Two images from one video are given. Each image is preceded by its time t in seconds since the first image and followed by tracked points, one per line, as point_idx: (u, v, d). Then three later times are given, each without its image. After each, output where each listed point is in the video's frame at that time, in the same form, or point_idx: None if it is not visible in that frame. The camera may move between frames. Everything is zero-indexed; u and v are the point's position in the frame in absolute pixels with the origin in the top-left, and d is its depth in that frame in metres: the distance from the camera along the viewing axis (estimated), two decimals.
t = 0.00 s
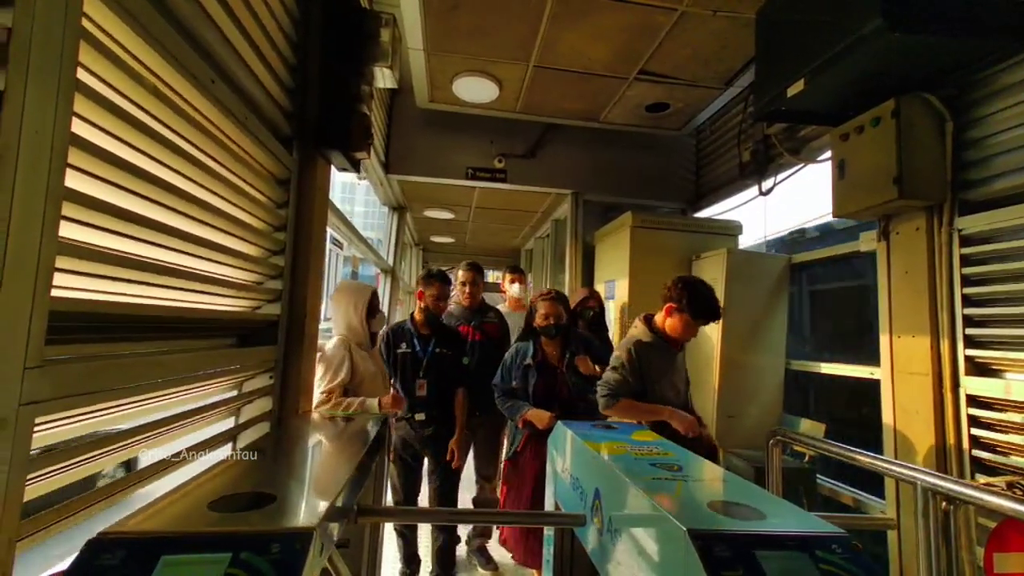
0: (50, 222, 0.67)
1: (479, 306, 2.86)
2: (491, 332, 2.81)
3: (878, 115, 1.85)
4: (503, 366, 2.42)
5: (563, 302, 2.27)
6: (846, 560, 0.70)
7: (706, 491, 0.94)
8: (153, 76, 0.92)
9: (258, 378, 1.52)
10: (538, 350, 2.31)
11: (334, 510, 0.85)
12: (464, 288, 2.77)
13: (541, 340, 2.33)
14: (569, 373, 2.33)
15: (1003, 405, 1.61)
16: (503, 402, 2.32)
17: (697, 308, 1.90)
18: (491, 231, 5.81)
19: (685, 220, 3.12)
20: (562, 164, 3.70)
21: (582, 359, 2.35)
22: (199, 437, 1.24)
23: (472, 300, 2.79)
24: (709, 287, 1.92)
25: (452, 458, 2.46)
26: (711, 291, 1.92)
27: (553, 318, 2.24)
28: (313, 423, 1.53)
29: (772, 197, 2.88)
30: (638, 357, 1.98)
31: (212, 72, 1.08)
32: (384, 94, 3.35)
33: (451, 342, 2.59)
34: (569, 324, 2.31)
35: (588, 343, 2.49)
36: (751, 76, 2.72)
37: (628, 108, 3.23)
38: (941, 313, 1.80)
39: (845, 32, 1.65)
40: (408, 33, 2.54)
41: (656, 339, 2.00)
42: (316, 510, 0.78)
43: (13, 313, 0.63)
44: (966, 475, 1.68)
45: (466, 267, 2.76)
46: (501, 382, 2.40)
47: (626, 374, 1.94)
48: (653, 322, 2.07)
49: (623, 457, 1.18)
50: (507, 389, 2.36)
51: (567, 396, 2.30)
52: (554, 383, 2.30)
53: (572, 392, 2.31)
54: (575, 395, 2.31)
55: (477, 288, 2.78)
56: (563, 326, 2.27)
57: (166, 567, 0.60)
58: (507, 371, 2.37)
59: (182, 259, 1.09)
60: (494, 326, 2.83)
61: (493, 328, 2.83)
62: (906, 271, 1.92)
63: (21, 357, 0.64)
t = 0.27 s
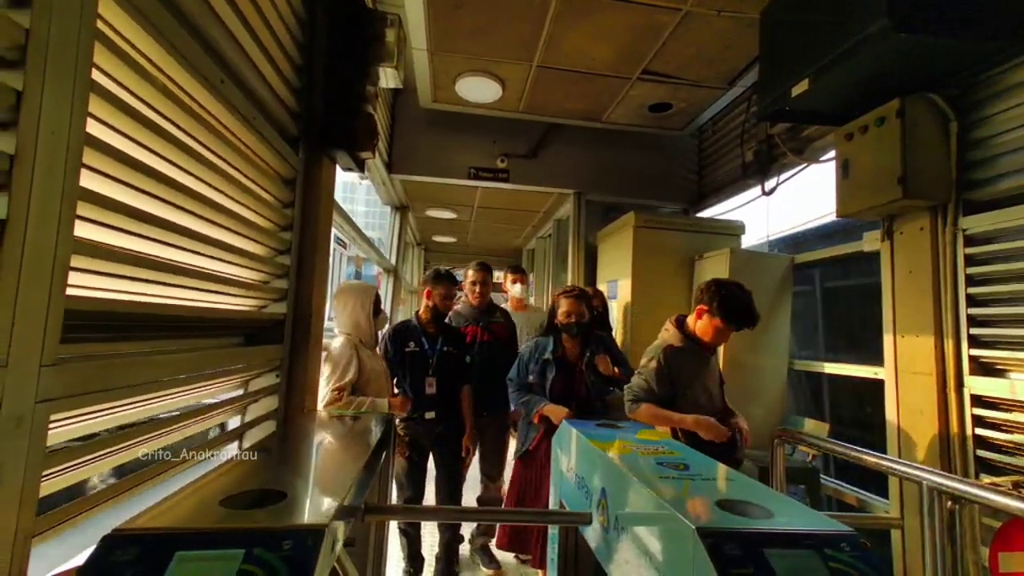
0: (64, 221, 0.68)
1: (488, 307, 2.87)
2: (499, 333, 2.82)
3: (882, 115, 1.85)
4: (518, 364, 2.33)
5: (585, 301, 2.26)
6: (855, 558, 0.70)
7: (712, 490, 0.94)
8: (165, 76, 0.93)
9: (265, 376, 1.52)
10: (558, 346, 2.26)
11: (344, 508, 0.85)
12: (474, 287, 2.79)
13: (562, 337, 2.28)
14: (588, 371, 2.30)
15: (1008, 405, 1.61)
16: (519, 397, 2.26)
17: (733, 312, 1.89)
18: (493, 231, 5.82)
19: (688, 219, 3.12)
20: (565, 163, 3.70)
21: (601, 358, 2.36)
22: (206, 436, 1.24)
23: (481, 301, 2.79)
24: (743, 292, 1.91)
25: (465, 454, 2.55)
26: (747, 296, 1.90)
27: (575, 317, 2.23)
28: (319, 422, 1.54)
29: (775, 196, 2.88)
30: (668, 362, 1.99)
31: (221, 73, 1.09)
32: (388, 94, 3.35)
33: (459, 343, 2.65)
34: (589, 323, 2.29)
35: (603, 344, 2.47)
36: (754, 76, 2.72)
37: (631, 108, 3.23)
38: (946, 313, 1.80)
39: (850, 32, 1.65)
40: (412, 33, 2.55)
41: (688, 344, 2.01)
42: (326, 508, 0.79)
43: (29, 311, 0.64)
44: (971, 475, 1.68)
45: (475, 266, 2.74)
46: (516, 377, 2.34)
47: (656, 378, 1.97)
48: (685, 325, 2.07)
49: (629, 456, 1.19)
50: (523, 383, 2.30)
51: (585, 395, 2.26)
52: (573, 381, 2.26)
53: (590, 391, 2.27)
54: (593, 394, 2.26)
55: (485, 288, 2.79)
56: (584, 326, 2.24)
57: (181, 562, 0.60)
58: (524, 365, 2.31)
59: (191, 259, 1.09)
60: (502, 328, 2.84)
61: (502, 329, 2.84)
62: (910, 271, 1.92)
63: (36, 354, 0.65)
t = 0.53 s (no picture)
0: (66, 222, 0.68)
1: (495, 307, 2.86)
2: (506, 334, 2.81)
3: (883, 115, 1.85)
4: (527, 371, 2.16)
5: (594, 303, 2.09)
6: (854, 557, 0.71)
7: (711, 489, 0.95)
8: (167, 78, 0.94)
9: (265, 376, 1.52)
10: (568, 350, 2.10)
11: (344, 506, 0.86)
12: (482, 287, 2.81)
13: (572, 341, 2.12)
14: (600, 377, 2.09)
15: (1009, 405, 1.61)
16: (528, 404, 2.08)
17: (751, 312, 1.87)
18: (494, 231, 5.82)
19: (688, 219, 3.12)
20: (566, 163, 3.70)
21: (614, 360, 2.07)
22: (208, 435, 1.25)
23: (489, 301, 2.80)
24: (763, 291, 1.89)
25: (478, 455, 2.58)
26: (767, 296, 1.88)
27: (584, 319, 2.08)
28: (320, 421, 1.54)
29: (775, 196, 2.87)
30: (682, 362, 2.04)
31: (223, 74, 1.09)
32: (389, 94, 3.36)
33: (465, 343, 2.58)
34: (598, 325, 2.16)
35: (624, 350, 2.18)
36: (755, 76, 2.72)
37: (632, 108, 3.23)
38: (946, 312, 1.80)
39: (851, 32, 1.65)
40: (413, 33, 2.55)
41: (705, 344, 2.05)
42: (327, 506, 0.79)
43: (34, 311, 0.65)
44: (971, 475, 1.68)
45: (484, 265, 2.77)
46: (526, 383, 2.15)
47: (670, 376, 2.03)
48: (704, 324, 2.10)
49: (628, 455, 1.19)
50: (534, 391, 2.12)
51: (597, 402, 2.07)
52: (586, 389, 2.08)
53: (603, 397, 2.08)
54: (606, 401, 2.06)
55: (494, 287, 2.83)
56: (593, 328, 2.12)
57: (184, 560, 0.61)
58: (533, 372, 2.12)
59: (193, 259, 1.10)
60: (510, 329, 2.83)
61: (508, 330, 2.83)
62: (911, 271, 1.92)
63: (39, 354, 0.66)
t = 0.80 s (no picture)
0: (66, 222, 0.69)
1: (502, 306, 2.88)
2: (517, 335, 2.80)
3: (882, 115, 1.85)
4: (529, 375, 2.10)
5: (596, 304, 2.00)
6: (849, 555, 0.71)
7: (708, 488, 0.96)
8: (167, 79, 0.94)
9: (265, 376, 1.53)
10: (571, 353, 2.03)
11: (343, 506, 0.86)
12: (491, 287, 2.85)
13: (573, 344, 2.04)
14: (605, 379, 2.01)
15: (1008, 404, 1.61)
16: (530, 408, 2.01)
17: (750, 310, 2.06)
18: (495, 230, 5.82)
19: (688, 218, 3.13)
20: (566, 163, 3.70)
21: (620, 362, 1.97)
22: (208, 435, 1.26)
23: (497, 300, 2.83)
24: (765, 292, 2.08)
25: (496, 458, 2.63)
26: (767, 296, 2.06)
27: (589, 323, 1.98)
28: (320, 421, 1.55)
29: (775, 196, 2.88)
30: (696, 360, 2.28)
31: (222, 75, 1.10)
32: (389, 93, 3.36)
33: (489, 345, 2.60)
34: (603, 327, 2.05)
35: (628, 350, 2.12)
36: (754, 76, 2.72)
37: (632, 107, 3.23)
38: (945, 312, 1.81)
39: (849, 31, 1.65)
40: (412, 33, 2.56)
41: (717, 344, 2.25)
42: (326, 505, 0.79)
43: (35, 311, 0.66)
44: (970, 474, 1.68)
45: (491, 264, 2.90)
46: (528, 386, 2.08)
47: (682, 370, 2.32)
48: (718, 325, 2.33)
49: (626, 454, 1.20)
50: (536, 395, 2.04)
51: (602, 405, 1.99)
52: (594, 393, 2.01)
53: (608, 400, 1.99)
54: (612, 405, 1.98)
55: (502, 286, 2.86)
56: (597, 330, 2.03)
57: (183, 557, 0.62)
58: (535, 375, 2.06)
59: (193, 259, 1.10)
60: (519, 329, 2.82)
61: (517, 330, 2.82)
62: (910, 270, 1.92)
63: (40, 353, 0.66)
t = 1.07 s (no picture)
0: (67, 223, 0.70)
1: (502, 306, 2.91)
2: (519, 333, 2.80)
3: (882, 114, 1.85)
4: (529, 373, 2.14)
5: (595, 303, 1.96)
6: (845, 554, 0.71)
7: (705, 487, 0.96)
8: (167, 80, 0.95)
9: (265, 375, 1.53)
10: (569, 351, 2.01)
11: (342, 505, 0.86)
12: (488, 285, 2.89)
13: (571, 343, 2.03)
14: (606, 376, 1.99)
15: (1007, 403, 1.61)
16: (531, 409, 2.07)
17: (742, 304, 2.13)
18: (495, 230, 5.83)
19: (688, 218, 3.13)
20: (566, 162, 3.70)
21: (621, 358, 1.98)
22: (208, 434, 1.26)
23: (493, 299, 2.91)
24: (761, 289, 2.13)
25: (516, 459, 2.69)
26: (761, 292, 2.11)
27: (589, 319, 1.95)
28: (321, 420, 1.55)
29: (775, 195, 2.88)
30: (706, 358, 2.37)
31: (222, 76, 1.10)
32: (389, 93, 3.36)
33: (516, 346, 2.60)
34: (603, 325, 2.03)
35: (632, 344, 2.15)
36: (754, 75, 2.72)
37: (632, 107, 3.23)
38: (944, 312, 1.81)
39: (849, 31, 1.65)
40: (412, 33, 2.56)
41: (726, 344, 2.31)
42: (326, 504, 0.80)
43: (35, 311, 0.66)
44: (968, 473, 1.69)
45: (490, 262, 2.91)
46: (529, 388, 2.13)
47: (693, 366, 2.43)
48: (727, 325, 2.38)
49: (625, 453, 1.20)
50: (536, 395, 2.09)
51: (605, 403, 1.95)
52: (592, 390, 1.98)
53: (611, 398, 1.96)
54: (614, 402, 1.95)
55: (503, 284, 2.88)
56: (597, 328, 2.00)
57: (184, 555, 0.62)
58: (535, 376, 2.09)
59: (194, 259, 1.11)
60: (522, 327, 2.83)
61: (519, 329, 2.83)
62: (909, 270, 1.93)
63: (42, 353, 0.67)
